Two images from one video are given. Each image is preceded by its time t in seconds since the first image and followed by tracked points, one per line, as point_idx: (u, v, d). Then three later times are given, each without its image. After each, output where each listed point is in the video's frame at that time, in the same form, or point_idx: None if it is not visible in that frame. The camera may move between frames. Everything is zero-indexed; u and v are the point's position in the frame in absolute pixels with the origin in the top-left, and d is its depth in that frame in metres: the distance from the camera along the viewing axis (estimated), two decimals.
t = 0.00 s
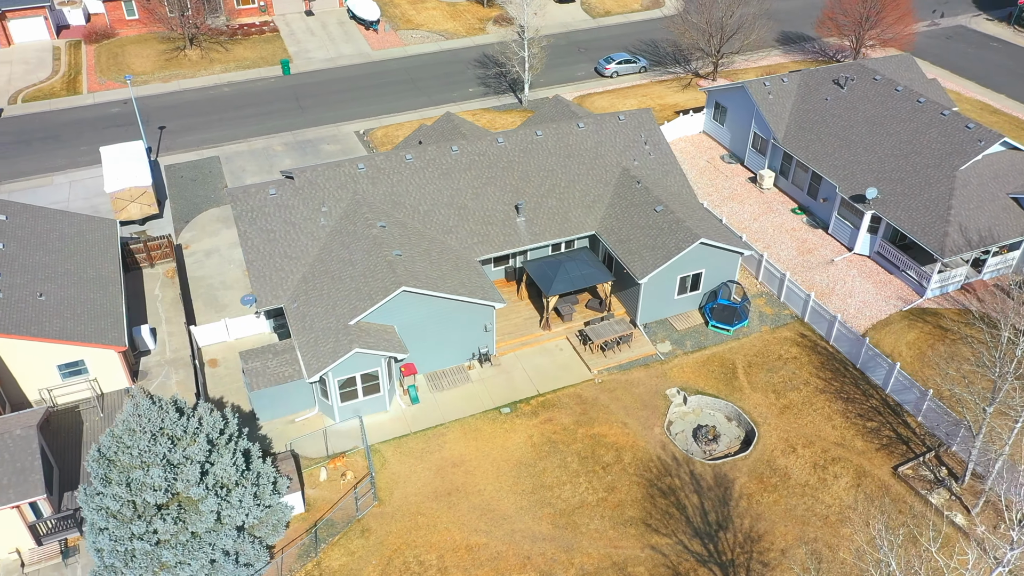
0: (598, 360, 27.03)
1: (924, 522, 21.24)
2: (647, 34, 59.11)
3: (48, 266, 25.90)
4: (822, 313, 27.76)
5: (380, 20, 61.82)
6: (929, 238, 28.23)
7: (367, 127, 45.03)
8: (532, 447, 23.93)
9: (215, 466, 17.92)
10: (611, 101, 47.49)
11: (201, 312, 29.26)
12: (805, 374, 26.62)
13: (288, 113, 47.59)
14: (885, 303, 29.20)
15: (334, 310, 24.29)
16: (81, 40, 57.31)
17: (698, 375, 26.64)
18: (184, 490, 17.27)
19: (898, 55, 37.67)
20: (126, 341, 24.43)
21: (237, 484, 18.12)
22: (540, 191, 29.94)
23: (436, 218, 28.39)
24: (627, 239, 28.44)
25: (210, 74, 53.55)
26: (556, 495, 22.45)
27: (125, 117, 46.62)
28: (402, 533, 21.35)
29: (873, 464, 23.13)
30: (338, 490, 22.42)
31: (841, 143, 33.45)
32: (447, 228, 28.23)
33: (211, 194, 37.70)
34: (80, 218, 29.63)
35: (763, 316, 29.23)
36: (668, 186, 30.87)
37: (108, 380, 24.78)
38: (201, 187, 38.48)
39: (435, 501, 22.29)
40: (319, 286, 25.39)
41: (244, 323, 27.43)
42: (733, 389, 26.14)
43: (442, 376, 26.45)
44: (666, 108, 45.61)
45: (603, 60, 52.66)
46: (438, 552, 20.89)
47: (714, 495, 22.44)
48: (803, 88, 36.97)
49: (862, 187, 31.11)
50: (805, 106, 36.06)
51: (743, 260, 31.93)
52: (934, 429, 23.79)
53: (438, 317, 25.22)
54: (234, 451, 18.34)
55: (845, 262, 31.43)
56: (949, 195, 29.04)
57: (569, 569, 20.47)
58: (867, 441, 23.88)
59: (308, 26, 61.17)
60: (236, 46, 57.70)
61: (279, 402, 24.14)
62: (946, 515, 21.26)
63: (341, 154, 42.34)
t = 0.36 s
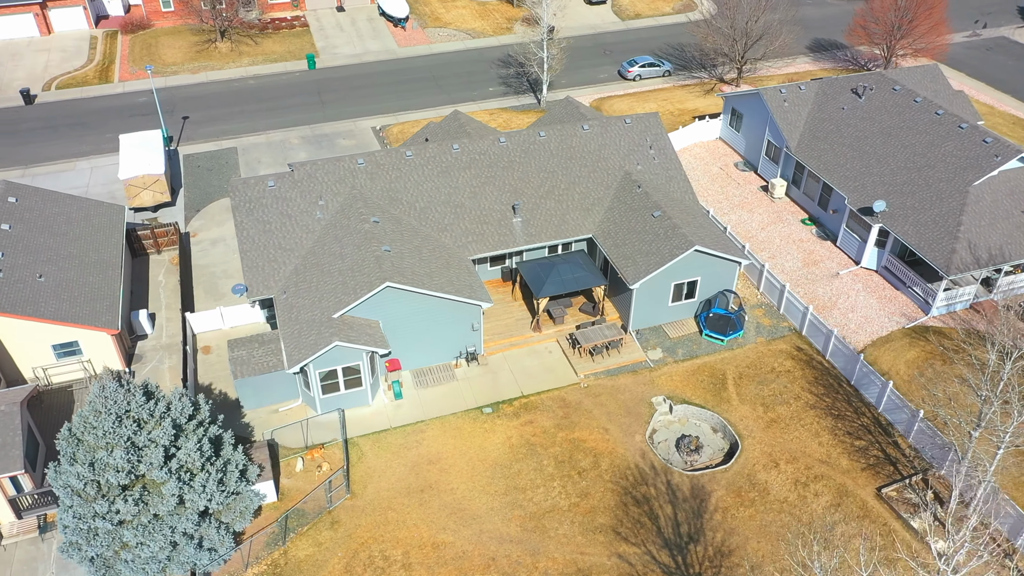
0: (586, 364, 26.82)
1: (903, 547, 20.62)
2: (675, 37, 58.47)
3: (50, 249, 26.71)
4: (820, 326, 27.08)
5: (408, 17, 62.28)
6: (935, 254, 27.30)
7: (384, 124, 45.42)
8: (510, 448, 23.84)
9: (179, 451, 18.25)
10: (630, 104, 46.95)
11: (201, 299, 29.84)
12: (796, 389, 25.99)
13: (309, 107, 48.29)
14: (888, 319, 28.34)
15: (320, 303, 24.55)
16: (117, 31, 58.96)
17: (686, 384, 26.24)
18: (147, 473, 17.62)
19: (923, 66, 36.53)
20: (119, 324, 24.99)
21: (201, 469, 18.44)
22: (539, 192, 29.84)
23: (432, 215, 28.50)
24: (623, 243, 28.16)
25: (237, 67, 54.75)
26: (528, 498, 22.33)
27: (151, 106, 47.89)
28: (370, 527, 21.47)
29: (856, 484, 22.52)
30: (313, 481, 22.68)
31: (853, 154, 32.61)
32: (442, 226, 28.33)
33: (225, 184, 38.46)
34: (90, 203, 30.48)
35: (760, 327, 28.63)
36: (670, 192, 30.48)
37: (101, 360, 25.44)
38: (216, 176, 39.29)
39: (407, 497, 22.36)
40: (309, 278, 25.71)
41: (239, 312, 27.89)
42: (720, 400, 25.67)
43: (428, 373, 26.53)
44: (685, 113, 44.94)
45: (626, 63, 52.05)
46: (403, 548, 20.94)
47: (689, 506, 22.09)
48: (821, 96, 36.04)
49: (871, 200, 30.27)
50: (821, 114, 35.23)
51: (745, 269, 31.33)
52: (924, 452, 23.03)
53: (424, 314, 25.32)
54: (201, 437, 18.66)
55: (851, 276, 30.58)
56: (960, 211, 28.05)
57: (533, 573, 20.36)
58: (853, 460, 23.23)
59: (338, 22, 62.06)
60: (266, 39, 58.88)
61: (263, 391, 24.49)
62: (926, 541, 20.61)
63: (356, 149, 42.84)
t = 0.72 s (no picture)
0: (572, 368, 26.64)
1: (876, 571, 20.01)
2: (705, 41, 57.70)
3: (56, 231, 27.64)
4: (814, 341, 26.39)
5: (439, 15, 62.60)
6: (940, 272, 26.35)
7: (401, 120, 45.76)
8: (486, 448, 23.82)
9: (146, 432, 18.68)
10: (651, 108, 46.26)
11: (203, 285, 30.55)
12: (785, 403, 25.36)
13: (331, 102, 49.00)
14: (888, 337, 27.46)
15: (306, 295, 24.87)
16: (155, 21, 60.62)
17: (672, 393, 25.85)
18: (112, 453, 18.07)
19: (949, 77, 35.26)
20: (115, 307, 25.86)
21: (167, 451, 18.83)
22: (538, 193, 29.70)
23: (427, 212, 28.62)
24: (617, 248, 27.89)
25: (266, 60, 55.90)
26: (498, 499, 22.27)
27: (180, 95, 49.24)
28: (339, 519, 21.69)
29: (835, 504, 21.92)
30: (288, 470, 23.01)
31: (866, 166, 31.67)
32: (438, 223, 28.43)
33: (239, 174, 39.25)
34: (101, 188, 31.41)
35: (755, 339, 28.03)
36: (671, 198, 30.07)
37: (98, 341, 26.37)
38: (232, 166, 40.12)
39: (378, 491, 22.50)
40: (300, 270, 26.06)
41: (235, 300, 28.36)
42: (705, 411, 25.22)
43: (414, 369, 26.66)
44: (706, 120, 44.21)
45: (651, 66, 51.34)
46: (369, 542, 21.08)
47: (660, 517, 21.78)
48: (839, 106, 35.12)
49: (879, 213, 29.42)
50: (836, 124, 34.32)
51: (746, 279, 30.68)
52: (910, 475, 22.28)
53: (410, 310, 25.46)
54: (169, 420, 19.06)
55: (855, 291, 29.68)
56: (970, 228, 27.04)
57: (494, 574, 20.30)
58: (835, 479, 22.61)
59: (369, 18, 62.86)
60: (296, 34, 60.03)
61: (247, 379, 24.92)
62: (901, 567, 19.97)
63: (371, 144, 43.35)
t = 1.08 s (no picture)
0: (558, 372, 26.50)
1: None
2: (732, 47, 56.86)
3: (62, 215, 28.50)
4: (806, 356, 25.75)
5: (467, 14, 62.79)
6: (941, 290, 25.44)
7: (418, 118, 46.19)
8: (463, 448, 23.83)
9: (117, 416, 19.11)
10: (669, 113, 45.58)
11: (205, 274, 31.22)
12: (772, 417, 24.79)
13: (351, 98, 49.59)
14: (886, 355, 26.65)
15: (294, 288, 25.17)
16: (190, 14, 62.05)
17: (657, 402, 25.50)
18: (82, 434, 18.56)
19: (974, 90, 33.96)
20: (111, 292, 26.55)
21: (137, 435, 19.23)
22: (535, 195, 29.57)
23: (424, 210, 28.74)
24: (610, 253, 27.64)
25: (293, 54, 56.89)
26: (469, 499, 22.24)
27: (205, 87, 50.44)
28: (310, 511, 21.93)
29: (811, 523, 21.41)
30: (265, 459, 23.34)
31: (876, 179, 30.75)
32: (433, 221, 28.53)
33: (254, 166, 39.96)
34: (113, 175, 32.29)
35: (749, 351, 27.48)
36: (670, 205, 29.68)
37: (96, 325, 27.11)
38: (247, 158, 40.87)
39: (351, 486, 22.66)
40: (291, 263, 26.40)
41: (233, 290, 28.91)
42: (689, 422, 24.80)
43: (400, 365, 26.79)
44: (723, 127, 43.42)
45: (674, 71, 50.62)
46: (336, 535, 21.25)
47: (630, 526, 21.53)
48: (855, 116, 34.05)
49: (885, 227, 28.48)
50: (850, 135, 33.31)
51: (745, 290, 30.12)
52: (892, 498, 21.64)
53: (396, 306, 25.57)
54: (142, 405, 19.48)
55: (856, 306, 28.84)
56: (977, 246, 26.05)
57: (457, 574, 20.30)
58: (814, 498, 22.06)
59: (398, 15, 63.42)
60: (325, 29, 60.90)
61: (234, 368, 25.34)
62: None
63: (386, 140, 43.79)
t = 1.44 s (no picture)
0: (542, 375, 26.36)
1: None
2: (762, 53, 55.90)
3: (71, 199, 29.42)
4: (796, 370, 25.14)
5: (497, 14, 62.90)
6: (941, 310, 24.54)
7: (436, 116, 46.86)
8: (439, 446, 23.86)
9: (92, 396, 19.65)
10: (688, 119, 44.83)
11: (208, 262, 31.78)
12: (756, 432, 24.23)
13: (373, 94, 50.15)
14: (881, 374, 25.83)
15: (283, 279, 25.51)
16: (226, 6, 63.38)
17: (641, 410, 25.16)
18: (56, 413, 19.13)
19: (1001, 105, 32.48)
20: (110, 275, 27.31)
21: (110, 417, 19.74)
22: (533, 196, 29.42)
23: (420, 208, 28.88)
24: (602, 258, 27.39)
25: (321, 49, 57.83)
26: (439, 498, 22.24)
27: (233, 80, 51.55)
28: (281, 500, 22.20)
29: (783, 542, 20.91)
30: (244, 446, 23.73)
31: (885, 193, 29.79)
32: (429, 219, 28.65)
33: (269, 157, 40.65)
34: (126, 162, 33.18)
35: (740, 363, 26.92)
36: (669, 211, 29.26)
37: (95, 307, 27.92)
38: (264, 150, 41.60)
39: (324, 478, 22.86)
40: (284, 255, 26.77)
41: (231, 278, 29.43)
42: (670, 432, 24.41)
43: (387, 361, 26.93)
44: (742, 134, 42.55)
45: (698, 76, 49.75)
46: (304, 526, 21.49)
47: (597, 534, 21.29)
48: (871, 127, 33.01)
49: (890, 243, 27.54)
50: (864, 147, 32.34)
51: (743, 301, 29.53)
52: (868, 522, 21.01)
53: (382, 302, 25.75)
54: (117, 387, 20.01)
55: (856, 323, 28.02)
56: (981, 267, 25.05)
57: (417, 571, 20.33)
58: (789, 517, 21.53)
59: (428, 13, 63.88)
60: (355, 26, 61.70)
61: (222, 355, 25.80)
62: None
63: (401, 136, 44.19)
